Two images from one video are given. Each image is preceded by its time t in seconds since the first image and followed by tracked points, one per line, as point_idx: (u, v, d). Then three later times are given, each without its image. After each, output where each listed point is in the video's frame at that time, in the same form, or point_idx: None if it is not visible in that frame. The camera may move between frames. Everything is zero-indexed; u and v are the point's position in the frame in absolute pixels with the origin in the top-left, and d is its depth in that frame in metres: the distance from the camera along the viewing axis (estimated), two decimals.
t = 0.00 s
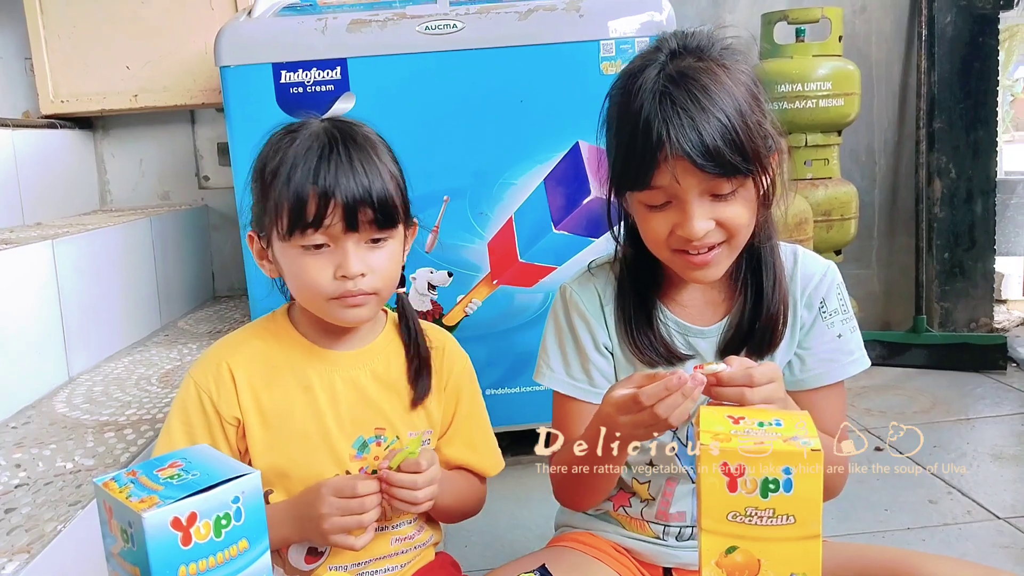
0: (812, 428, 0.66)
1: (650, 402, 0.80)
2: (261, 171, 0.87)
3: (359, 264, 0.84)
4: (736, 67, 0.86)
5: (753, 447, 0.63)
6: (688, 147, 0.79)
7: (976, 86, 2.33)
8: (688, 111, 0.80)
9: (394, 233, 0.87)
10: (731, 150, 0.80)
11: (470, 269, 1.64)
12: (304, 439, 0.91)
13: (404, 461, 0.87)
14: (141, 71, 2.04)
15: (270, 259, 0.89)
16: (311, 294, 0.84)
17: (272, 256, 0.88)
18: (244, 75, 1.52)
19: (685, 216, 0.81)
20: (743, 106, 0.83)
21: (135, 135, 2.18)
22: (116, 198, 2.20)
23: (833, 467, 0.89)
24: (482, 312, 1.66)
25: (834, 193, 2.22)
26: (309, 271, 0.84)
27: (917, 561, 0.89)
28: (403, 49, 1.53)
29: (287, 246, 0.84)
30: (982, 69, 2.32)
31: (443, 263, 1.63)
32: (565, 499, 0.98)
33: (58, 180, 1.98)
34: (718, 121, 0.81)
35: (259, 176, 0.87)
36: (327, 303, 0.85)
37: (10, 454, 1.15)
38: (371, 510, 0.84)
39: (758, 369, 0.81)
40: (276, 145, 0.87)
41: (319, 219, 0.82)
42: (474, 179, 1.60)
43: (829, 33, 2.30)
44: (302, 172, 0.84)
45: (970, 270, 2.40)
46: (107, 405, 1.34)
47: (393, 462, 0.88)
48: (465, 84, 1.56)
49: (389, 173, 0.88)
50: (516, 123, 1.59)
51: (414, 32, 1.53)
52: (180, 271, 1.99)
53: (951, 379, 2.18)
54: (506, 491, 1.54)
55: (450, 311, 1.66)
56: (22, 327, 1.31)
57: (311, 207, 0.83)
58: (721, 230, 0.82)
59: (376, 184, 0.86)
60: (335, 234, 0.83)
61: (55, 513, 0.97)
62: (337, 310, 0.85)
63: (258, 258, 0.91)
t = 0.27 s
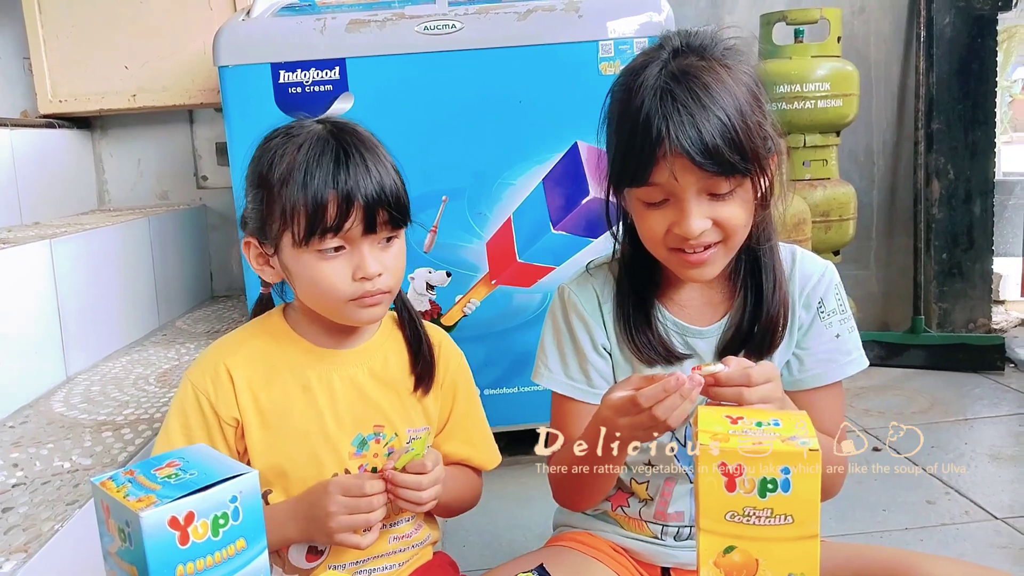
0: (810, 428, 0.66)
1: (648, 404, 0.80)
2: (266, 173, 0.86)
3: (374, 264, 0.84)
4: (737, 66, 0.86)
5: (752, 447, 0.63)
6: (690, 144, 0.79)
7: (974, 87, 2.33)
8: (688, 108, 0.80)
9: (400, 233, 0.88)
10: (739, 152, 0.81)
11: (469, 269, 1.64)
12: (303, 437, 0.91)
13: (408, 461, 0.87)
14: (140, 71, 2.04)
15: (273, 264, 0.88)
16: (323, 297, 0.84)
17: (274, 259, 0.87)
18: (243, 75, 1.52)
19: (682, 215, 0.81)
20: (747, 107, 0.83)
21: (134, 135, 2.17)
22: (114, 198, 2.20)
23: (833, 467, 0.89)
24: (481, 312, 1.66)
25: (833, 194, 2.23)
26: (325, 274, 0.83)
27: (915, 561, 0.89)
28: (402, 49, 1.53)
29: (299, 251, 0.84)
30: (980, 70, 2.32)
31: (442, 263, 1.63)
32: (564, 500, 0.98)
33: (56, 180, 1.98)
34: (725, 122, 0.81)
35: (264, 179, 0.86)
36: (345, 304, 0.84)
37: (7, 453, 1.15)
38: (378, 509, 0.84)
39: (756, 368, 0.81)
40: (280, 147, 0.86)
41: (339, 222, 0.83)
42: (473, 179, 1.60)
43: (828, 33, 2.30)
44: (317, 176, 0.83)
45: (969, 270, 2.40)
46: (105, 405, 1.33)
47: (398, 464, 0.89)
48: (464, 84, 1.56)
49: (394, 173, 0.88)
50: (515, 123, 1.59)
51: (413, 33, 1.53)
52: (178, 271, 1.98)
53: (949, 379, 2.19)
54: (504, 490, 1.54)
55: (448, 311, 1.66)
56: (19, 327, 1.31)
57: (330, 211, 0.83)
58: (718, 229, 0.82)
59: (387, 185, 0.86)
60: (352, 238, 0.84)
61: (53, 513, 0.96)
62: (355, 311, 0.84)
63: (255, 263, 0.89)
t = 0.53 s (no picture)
0: (812, 427, 0.66)
1: (647, 405, 0.80)
2: (271, 172, 0.86)
3: (383, 262, 0.84)
4: (741, 64, 0.86)
5: (753, 446, 0.63)
6: (696, 142, 0.79)
7: (978, 86, 2.32)
8: (693, 107, 0.80)
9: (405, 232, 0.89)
10: (747, 151, 0.81)
11: (471, 268, 1.64)
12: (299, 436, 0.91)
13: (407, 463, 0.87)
14: (143, 69, 2.04)
15: (277, 264, 0.88)
16: (330, 296, 0.84)
17: (280, 259, 0.87)
18: (246, 73, 1.52)
19: (689, 213, 0.81)
20: (753, 105, 0.84)
21: (137, 133, 2.18)
22: (116, 196, 2.20)
23: (834, 467, 0.89)
24: (483, 311, 1.66)
25: (835, 193, 2.22)
26: (332, 272, 0.83)
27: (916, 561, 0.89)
28: (405, 47, 1.53)
29: (306, 249, 0.84)
30: (983, 69, 2.32)
31: (444, 262, 1.63)
32: (565, 498, 0.98)
33: (59, 178, 1.98)
34: (732, 120, 0.81)
35: (270, 178, 0.85)
36: (352, 302, 0.84)
37: (10, 451, 1.15)
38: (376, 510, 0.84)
39: (758, 366, 0.81)
40: (284, 146, 0.86)
41: (349, 221, 0.83)
42: (476, 178, 1.60)
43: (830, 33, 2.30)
44: (326, 174, 0.84)
45: (971, 270, 2.40)
46: (107, 403, 1.34)
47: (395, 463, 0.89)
48: (468, 83, 1.56)
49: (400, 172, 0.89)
50: (518, 122, 1.59)
51: (417, 31, 1.53)
52: (181, 269, 1.99)
53: (952, 379, 2.18)
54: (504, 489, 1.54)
55: (450, 309, 1.66)
56: (22, 324, 1.31)
57: (341, 209, 0.83)
58: (723, 229, 0.82)
59: (394, 184, 0.87)
60: (361, 236, 0.84)
61: (55, 511, 0.97)
62: (361, 310, 0.84)
63: (258, 263, 0.89)
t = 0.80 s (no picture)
0: (811, 428, 0.66)
1: (647, 407, 0.80)
2: (271, 174, 0.85)
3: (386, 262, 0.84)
4: (738, 64, 0.86)
5: (753, 446, 0.63)
6: (694, 143, 0.79)
7: (977, 87, 2.33)
8: (689, 108, 0.80)
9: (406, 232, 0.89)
10: (746, 151, 0.81)
11: (470, 269, 1.64)
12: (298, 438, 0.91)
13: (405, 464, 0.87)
14: (142, 70, 2.04)
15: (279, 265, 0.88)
16: (333, 296, 0.84)
17: (283, 260, 0.87)
18: (245, 74, 1.52)
19: (689, 215, 0.81)
20: (750, 106, 0.84)
21: (136, 134, 2.18)
22: (115, 197, 2.20)
23: (833, 466, 0.89)
24: (482, 312, 1.66)
25: (834, 194, 2.22)
26: (336, 273, 0.83)
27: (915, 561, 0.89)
28: (404, 48, 1.53)
29: (310, 249, 0.84)
30: (982, 70, 2.32)
31: (443, 263, 1.63)
32: (564, 498, 0.98)
33: (58, 179, 1.98)
34: (730, 121, 0.81)
35: (271, 180, 0.85)
36: (356, 303, 0.84)
37: (9, 452, 1.15)
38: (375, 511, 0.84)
39: (758, 367, 0.81)
40: (286, 147, 0.86)
41: (354, 220, 0.83)
42: (475, 179, 1.60)
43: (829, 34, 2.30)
44: (329, 175, 0.84)
45: (971, 271, 2.40)
46: (106, 404, 1.34)
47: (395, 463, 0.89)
48: (467, 84, 1.56)
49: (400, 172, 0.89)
50: (517, 123, 1.59)
51: (416, 32, 1.53)
52: (180, 269, 1.99)
53: (950, 380, 2.19)
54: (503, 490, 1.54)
55: (449, 310, 1.66)
56: (21, 325, 1.31)
57: (346, 209, 0.83)
58: (724, 230, 0.82)
59: (395, 184, 0.87)
60: (365, 236, 0.84)
61: (54, 511, 0.97)
62: (366, 310, 0.84)
63: (259, 264, 0.89)
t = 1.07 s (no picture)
0: (810, 428, 0.66)
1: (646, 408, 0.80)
2: (274, 176, 0.85)
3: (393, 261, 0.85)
4: (734, 64, 0.86)
5: (752, 446, 0.63)
6: (688, 147, 0.79)
7: (975, 87, 2.33)
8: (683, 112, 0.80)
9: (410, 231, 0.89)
10: (743, 152, 0.81)
11: (469, 270, 1.64)
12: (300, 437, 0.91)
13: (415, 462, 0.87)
14: (141, 70, 2.04)
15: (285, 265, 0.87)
16: (340, 296, 0.84)
17: (289, 260, 0.86)
18: (243, 74, 1.52)
19: (686, 217, 0.81)
20: (745, 107, 0.83)
21: (135, 134, 2.18)
22: (114, 197, 2.20)
23: (832, 466, 0.89)
24: (481, 312, 1.66)
25: (833, 194, 2.22)
26: (343, 273, 0.83)
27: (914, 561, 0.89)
28: (402, 48, 1.53)
29: (317, 249, 0.84)
30: (981, 70, 2.32)
31: (442, 263, 1.63)
32: (564, 498, 0.98)
33: (57, 179, 1.98)
34: (725, 124, 0.81)
35: (275, 182, 0.85)
36: (363, 302, 0.84)
37: (8, 452, 1.15)
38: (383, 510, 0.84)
39: (757, 369, 0.81)
40: (291, 147, 0.86)
41: (362, 220, 0.83)
42: (475, 179, 1.60)
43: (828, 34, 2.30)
44: (334, 175, 0.83)
45: (969, 271, 2.40)
46: (105, 404, 1.34)
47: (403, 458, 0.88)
48: (466, 85, 1.56)
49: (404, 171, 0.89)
50: (516, 123, 1.59)
51: (414, 32, 1.53)
52: (179, 270, 1.99)
53: (949, 379, 2.19)
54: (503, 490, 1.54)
55: (448, 310, 1.66)
56: (20, 325, 1.31)
57: (354, 208, 0.83)
58: (721, 233, 0.82)
59: (399, 183, 0.87)
60: (373, 235, 0.84)
61: (53, 512, 0.97)
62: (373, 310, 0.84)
63: (264, 264, 0.88)
